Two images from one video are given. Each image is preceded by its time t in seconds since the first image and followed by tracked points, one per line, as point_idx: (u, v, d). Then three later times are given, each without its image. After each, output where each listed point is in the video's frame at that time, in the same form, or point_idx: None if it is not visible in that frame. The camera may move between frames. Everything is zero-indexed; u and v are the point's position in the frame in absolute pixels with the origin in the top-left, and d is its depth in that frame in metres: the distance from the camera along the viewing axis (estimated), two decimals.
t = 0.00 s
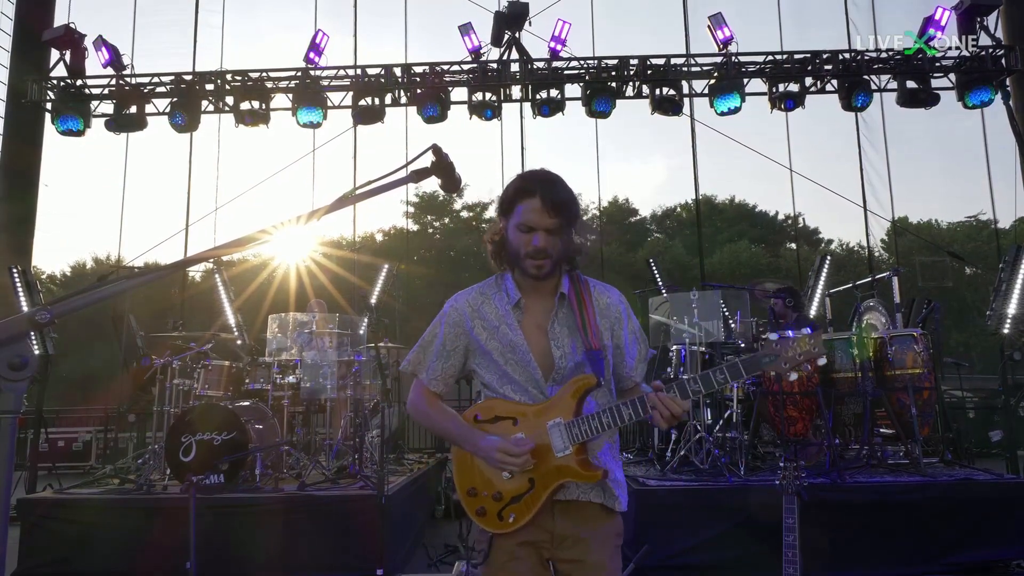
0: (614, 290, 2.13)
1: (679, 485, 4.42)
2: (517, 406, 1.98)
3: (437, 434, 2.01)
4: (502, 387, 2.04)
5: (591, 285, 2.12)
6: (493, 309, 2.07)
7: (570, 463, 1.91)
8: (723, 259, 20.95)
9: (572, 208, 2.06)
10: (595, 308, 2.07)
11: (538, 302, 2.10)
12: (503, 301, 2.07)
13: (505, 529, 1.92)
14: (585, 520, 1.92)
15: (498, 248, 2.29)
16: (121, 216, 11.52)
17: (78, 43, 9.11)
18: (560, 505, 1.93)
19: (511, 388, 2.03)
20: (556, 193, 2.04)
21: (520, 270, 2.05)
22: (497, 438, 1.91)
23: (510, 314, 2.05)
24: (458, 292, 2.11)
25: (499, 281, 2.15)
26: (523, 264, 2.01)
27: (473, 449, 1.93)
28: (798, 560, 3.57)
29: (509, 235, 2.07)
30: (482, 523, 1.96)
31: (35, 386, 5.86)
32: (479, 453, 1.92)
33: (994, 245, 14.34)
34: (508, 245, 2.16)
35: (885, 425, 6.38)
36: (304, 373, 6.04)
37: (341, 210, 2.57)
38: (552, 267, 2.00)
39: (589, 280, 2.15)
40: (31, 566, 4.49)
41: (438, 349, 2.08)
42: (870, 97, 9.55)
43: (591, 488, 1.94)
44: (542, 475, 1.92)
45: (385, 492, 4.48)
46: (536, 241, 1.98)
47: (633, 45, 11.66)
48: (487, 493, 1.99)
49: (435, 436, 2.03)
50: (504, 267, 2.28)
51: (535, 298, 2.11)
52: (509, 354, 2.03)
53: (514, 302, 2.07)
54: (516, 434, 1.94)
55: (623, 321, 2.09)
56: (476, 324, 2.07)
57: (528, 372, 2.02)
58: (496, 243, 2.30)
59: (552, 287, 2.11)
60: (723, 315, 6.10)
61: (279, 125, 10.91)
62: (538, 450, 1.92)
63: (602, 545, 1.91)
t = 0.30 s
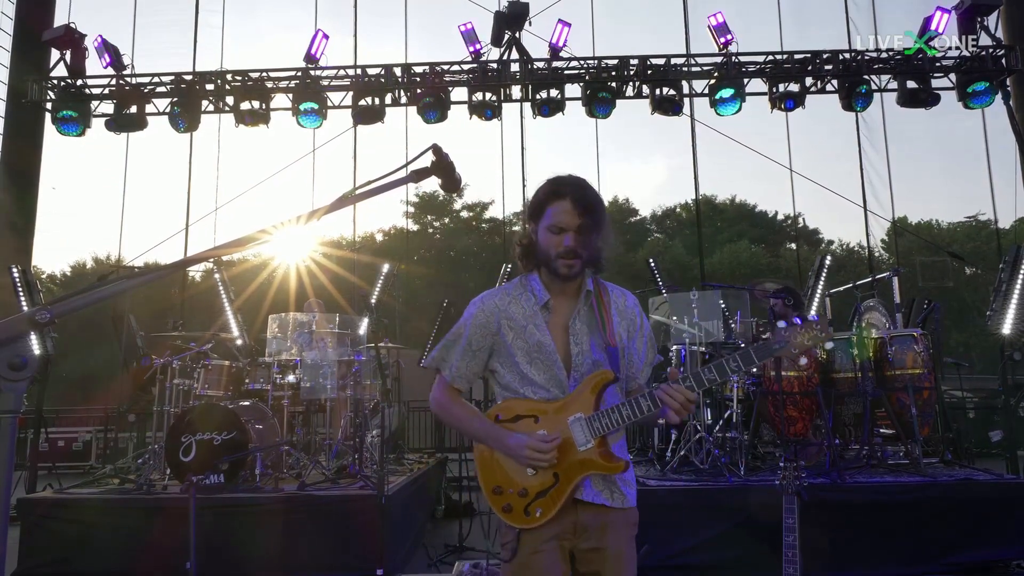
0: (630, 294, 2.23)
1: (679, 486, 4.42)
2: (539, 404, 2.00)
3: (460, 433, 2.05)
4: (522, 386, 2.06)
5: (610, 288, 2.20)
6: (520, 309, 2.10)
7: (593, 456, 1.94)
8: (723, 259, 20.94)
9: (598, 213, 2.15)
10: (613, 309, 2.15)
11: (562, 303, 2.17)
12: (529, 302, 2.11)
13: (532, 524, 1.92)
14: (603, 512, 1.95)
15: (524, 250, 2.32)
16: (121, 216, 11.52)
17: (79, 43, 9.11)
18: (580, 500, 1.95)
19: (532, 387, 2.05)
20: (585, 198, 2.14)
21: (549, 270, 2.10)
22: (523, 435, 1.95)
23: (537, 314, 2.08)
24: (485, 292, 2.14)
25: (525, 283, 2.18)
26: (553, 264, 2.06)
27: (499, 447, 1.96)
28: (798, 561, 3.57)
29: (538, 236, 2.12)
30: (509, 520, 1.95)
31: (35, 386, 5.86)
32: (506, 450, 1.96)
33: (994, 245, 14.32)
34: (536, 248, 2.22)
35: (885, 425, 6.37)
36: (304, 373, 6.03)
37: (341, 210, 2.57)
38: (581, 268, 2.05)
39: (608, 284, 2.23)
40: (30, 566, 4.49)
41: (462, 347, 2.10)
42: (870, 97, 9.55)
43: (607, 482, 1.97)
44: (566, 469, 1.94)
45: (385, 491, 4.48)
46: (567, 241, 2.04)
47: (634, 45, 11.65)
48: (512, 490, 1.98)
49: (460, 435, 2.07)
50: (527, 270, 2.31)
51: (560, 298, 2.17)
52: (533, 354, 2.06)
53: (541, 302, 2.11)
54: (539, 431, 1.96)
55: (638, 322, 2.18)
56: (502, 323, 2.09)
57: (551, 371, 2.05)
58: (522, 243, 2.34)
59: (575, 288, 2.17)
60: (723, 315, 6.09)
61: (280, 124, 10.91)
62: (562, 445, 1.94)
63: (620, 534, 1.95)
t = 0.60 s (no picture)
0: (638, 292, 2.24)
1: (680, 486, 4.42)
2: (553, 400, 2.01)
3: (473, 429, 2.07)
4: (534, 381, 2.08)
5: (618, 288, 2.22)
6: (529, 307, 2.14)
7: (606, 450, 1.94)
8: (723, 259, 20.96)
9: (602, 212, 2.19)
10: (622, 308, 2.16)
11: (571, 301, 2.19)
12: (539, 300, 2.15)
13: (545, 516, 1.94)
14: (610, 509, 1.95)
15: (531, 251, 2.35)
16: (122, 216, 11.52)
17: (79, 43, 9.11)
18: (590, 496, 1.96)
19: (544, 382, 2.07)
20: (589, 199, 2.19)
21: (556, 269, 2.13)
22: (536, 429, 1.95)
23: (546, 311, 2.12)
24: (496, 292, 2.17)
25: (533, 283, 2.22)
26: (559, 263, 2.10)
27: (514, 441, 1.97)
28: (798, 560, 3.57)
29: (545, 237, 2.17)
30: (521, 513, 1.98)
31: (35, 386, 5.86)
32: (520, 444, 1.97)
33: (994, 245, 14.32)
34: (542, 249, 2.27)
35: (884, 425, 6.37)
36: (304, 374, 6.03)
37: (341, 210, 2.57)
38: (587, 266, 2.09)
39: (615, 284, 2.25)
40: (29, 567, 4.48)
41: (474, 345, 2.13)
42: (870, 97, 9.55)
43: (615, 478, 1.97)
44: (578, 463, 1.94)
45: (384, 492, 4.48)
46: (573, 241, 2.08)
47: (633, 45, 11.65)
48: (526, 483, 2.00)
49: (473, 431, 2.08)
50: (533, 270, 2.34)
51: (568, 296, 2.19)
52: (544, 349, 2.08)
53: (550, 300, 2.15)
54: (552, 426, 1.97)
55: (646, 321, 2.18)
56: (513, 321, 2.12)
57: (562, 366, 2.06)
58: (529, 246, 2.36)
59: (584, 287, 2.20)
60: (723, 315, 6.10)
61: (280, 125, 10.92)
62: (575, 439, 1.95)
63: (627, 532, 1.94)
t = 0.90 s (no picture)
0: (640, 295, 2.24)
1: (680, 486, 4.42)
2: (548, 399, 2.01)
3: (469, 424, 2.08)
4: (531, 380, 2.09)
5: (620, 291, 2.22)
6: (528, 307, 2.15)
7: (596, 450, 1.94)
8: (723, 259, 20.97)
9: (600, 213, 2.17)
10: (622, 311, 2.17)
11: (570, 302, 2.20)
12: (539, 301, 2.17)
13: (535, 513, 1.95)
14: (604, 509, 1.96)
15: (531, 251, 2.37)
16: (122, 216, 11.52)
17: (79, 43, 9.10)
18: (582, 495, 1.96)
19: (541, 381, 2.08)
20: (586, 200, 2.16)
21: (553, 271, 2.15)
22: (529, 425, 1.96)
23: (544, 311, 2.13)
24: (497, 292, 2.20)
25: (534, 284, 2.23)
26: (556, 264, 2.12)
27: (508, 436, 1.98)
28: (798, 560, 3.57)
29: (543, 238, 2.18)
30: (513, 508, 1.98)
31: (35, 386, 5.86)
32: (514, 439, 1.98)
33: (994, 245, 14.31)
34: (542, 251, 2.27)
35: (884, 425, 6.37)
36: (304, 374, 6.03)
37: (341, 210, 2.57)
38: (583, 268, 2.10)
39: (617, 287, 2.25)
40: (29, 567, 4.48)
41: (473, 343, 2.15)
42: (870, 97, 9.55)
43: (609, 478, 1.98)
44: (570, 462, 1.94)
45: (384, 492, 4.48)
46: (567, 242, 2.09)
47: (633, 45, 11.66)
48: (518, 479, 2.00)
49: (472, 426, 2.09)
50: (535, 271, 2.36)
51: (568, 298, 2.20)
52: (542, 348, 2.09)
53: (549, 301, 2.16)
54: (545, 424, 1.97)
55: (647, 323, 2.18)
56: (512, 320, 2.14)
57: (559, 366, 2.07)
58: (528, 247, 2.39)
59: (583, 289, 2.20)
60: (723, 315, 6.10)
61: (280, 124, 10.92)
62: (567, 437, 1.95)
63: (622, 532, 1.95)
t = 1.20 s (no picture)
0: (624, 296, 2.25)
1: (680, 486, 4.41)
2: (531, 398, 2.04)
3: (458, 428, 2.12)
4: (516, 381, 2.11)
5: (605, 292, 2.23)
6: (513, 309, 2.18)
7: (579, 444, 1.97)
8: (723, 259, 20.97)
9: (582, 212, 2.21)
10: (606, 310, 2.17)
11: (554, 303, 2.21)
12: (523, 302, 2.19)
13: (524, 513, 1.98)
14: (593, 508, 1.98)
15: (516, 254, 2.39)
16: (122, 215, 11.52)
17: (79, 43, 9.09)
18: (571, 492, 1.99)
19: (525, 382, 2.10)
20: (568, 199, 2.20)
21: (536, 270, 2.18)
22: (512, 426, 1.99)
23: (528, 312, 2.16)
24: (483, 295, 2.22)
25: (519, 287, 2.26)
26: (540, 264, 2.15)
27: (492, 438, 2.02)
28: (798, 560, 3.57)
29: (526, 238, 2.22)
30: (503, 510, 2.02)
31: (35, 386, 5.86)
32: (498, 441, 2.01)
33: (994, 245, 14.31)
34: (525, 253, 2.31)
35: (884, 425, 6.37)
36: (304, 373, 6.03)
37: (341, 210, 2.57)
38: (566, 266, 2.13)
39: (600, 287, 2.26)
40: (29, 567, 4.48)
41: (460, 345, 2.17)
42: (870, 97, 9.55)
43: (596, 475, 2.00)
44: (555, 460, 1.98)
45: (385, 492, 4.48)
46: (550, 240, 2.13)
47: (634, 45, 11.66)
48: (507, 481, 2.04)
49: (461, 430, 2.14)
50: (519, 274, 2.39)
51: (553, 298, 2.22)
52: (526, 350, 2.11)
53: (533, 301, 2.18)
54: (528, 423, 2.00)
55: (632, 323, 2.18)
56: (497, 322, 2.16)
57: (542, 366, 2.09)
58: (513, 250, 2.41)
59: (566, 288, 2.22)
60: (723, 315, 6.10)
61: (279, 124, 10.92)
62: (549, 435, 1.98)
63: (611, 530, 1.96)
